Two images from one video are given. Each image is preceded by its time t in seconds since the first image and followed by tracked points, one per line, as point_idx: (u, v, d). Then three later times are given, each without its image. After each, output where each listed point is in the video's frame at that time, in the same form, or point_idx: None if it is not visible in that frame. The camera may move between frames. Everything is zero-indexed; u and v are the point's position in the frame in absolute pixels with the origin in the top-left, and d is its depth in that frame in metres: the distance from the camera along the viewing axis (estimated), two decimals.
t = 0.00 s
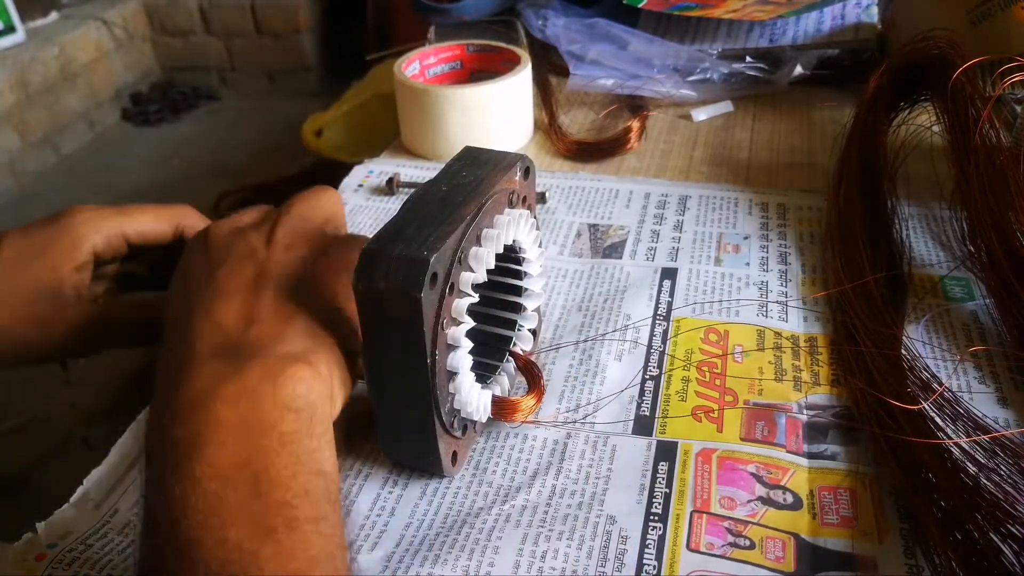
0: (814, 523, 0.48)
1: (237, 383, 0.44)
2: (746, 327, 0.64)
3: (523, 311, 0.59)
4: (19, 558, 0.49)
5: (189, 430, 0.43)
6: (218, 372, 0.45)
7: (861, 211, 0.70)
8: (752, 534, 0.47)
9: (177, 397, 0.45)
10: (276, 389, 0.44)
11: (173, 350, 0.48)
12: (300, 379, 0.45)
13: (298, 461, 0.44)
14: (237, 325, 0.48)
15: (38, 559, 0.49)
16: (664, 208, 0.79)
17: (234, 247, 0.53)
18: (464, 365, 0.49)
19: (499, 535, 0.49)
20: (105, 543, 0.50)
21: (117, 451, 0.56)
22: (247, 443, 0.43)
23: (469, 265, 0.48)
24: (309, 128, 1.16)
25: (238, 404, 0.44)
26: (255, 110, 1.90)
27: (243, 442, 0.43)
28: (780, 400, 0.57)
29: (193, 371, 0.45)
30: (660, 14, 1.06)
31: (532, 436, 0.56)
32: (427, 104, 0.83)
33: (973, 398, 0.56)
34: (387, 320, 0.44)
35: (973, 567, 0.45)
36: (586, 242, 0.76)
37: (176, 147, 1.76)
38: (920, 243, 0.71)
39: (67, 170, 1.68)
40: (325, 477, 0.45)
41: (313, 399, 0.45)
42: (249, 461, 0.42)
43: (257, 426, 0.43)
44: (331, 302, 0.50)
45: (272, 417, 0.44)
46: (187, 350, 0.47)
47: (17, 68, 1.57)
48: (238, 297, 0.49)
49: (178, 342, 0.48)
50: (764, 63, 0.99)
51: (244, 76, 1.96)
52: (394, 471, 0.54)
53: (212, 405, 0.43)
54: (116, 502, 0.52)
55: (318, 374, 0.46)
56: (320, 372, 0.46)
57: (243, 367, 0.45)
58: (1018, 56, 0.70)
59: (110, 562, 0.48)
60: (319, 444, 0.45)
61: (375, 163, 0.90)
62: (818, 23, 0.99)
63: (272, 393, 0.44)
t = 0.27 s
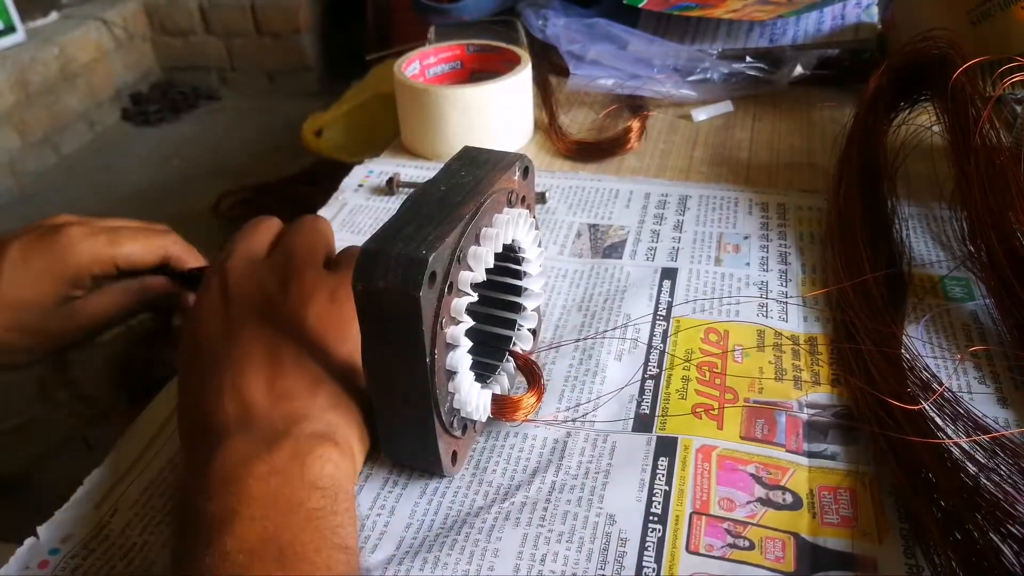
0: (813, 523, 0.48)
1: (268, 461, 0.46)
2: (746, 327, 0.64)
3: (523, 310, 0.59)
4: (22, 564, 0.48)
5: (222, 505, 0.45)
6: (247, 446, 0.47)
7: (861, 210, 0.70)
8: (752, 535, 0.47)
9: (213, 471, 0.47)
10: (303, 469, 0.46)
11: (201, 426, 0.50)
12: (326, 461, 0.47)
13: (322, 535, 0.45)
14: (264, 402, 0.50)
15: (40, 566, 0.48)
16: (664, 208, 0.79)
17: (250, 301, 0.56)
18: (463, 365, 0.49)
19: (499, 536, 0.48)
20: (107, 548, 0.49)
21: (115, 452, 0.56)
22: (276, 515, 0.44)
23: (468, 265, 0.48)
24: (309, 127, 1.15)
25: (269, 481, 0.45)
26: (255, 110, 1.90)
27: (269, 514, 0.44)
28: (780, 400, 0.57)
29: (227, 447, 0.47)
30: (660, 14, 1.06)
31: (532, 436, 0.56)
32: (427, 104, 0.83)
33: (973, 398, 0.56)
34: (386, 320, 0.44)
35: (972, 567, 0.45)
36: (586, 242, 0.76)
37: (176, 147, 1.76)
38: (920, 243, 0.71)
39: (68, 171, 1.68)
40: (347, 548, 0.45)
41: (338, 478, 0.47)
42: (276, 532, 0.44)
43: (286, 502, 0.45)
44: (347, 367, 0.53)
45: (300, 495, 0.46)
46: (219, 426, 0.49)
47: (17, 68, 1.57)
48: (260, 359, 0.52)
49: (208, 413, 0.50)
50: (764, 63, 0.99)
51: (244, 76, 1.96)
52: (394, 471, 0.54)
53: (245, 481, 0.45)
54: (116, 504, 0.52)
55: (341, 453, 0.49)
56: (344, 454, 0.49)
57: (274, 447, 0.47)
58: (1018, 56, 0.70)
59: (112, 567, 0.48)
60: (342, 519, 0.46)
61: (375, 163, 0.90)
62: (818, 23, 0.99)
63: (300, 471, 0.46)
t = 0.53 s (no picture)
0: (813, 523, 0.48)
1: (272, 475, 0.46)
2: (746, 327, 0.64)
3: (523, 310, 0.59)
4: (22, 565, 0.48)
5: (225, 518, 0.44)
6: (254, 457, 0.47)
7: (861, 210, 0.70)
8: (752, 535, 0.47)
9: (216, 483, 0.46)
10: (306, 484, 0.46)
11: (201, 437, 0.50)
12: (330, 475, 0.47)
13: (324, 551, 0.44)
14: (264, 410, 0.50)
15: (41, 568, 0.48)
16: (664, 208, 0.79)
17: (251, 307, 0.56)
18: (463, 365, 0.49)
19: (499, 536, 0.48)
20: (107, 549, 0.49)
21: (115, 451, 0.56)
22: (279, 529, 0.44)
23: (468, 265, 0.48)
24: (308, 127, 1.15)
25: (272, 495, 0.45)
26: (255, 110, 1.90)
27: (272, 527, 0.44)
28: (780, 400, 0.57)
29: (230, 457, 0.47)
30: (660, 14, 1.06)
31: (532, 436, 0.56)
32: (427, 104, 0.83)
33: (973, 398, 0.56)
34: (386, 320, 0.44)
35: (973, 567, 0.45)
36: (586, 242, 0.76)
37: (176, 147, 1.76)
38: (920, 243, 0.71)
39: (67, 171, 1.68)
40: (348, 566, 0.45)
41: (341, 492, 0.47)
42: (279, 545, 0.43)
43: (288, 516, 0.45)
44: (348, 374, 0.53)
45: (304, 509, 0.45)
46: (221, 437, 0.49)
47: (17, 68, 1.56)
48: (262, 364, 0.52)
49: (209, 420, 0.50)
50: (764, 63, 0.99)
51: (244, 76, 1.96)
52: (395, 471, 0.54)
53: (248, 494, 0.45)
54: (115, 504, 0.52)
55: (346, 472, 0.49)
56: (347, 468, 0.49)
57: (278, 461, 0.47)
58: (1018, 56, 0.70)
59: (112, 569, 0.48)
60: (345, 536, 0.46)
61: (375, 163, 0.90)
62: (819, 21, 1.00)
63: (304, 486, 0.46)
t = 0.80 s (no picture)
0: (813, 523, 0.48)
1: (274, 480, 0.46)
2: (746, 327, 0.64)
3: (523, 310, 0.59)
4: (22, 565, 0.48)
5: (227, 523, 0.44)
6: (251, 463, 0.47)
7: (861, 210, 0.70)
8: (752, 536, 0.47)
9: (218, 489, 0.46)
10: (307, 489, 0.47)
11: (201, 437, 0.50)
12: (330, 480, 0.48)
13: (326, 555, 0.44)
14: (264, 414, 0.50)
15: (40, 568, 0.48)
16: (664, 208, 0.79)
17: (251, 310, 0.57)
18: (463, 365, 0.49)
19: (499, 537, 0.48)
20: (107, 549, 0.49)
21: (116, 451, 0.56)
22: (282, 533, 0.44)
23: (468, 265, 0.48)
24: (308, 126, 1.15)
25: (275, 500, 0.46)
26: (255, 110, 1.90)
27: (275, 531, 0.44)
28: (780, 400, 0.57)
29: (231, 462, 0.47)
30: (660, 14, 1.06)
31: (532, 436, 0.56)
32: (427, 104, 0.83)
33: (973, 398, 0.56)
34: (387, 319, 0.44)
35: (973, 567, 0.45)
36: (586, 242, 0.76)
37: (176, 147, 1.76)
38: (920, 243, 0.71)
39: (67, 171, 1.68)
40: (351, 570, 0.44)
41: (343, 497, 0.47)
42: (282, 550, 0.43)
43: (290, 522, 0.45)
44: (349, 377, 0.53)
45: (305, 514, 0.45)
46: (222, 441, 0.49)
47: (17, 68, 1.56)
48: (261, 366, 0.52)
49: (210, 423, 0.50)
50: (764, 63, 0.99)
51: (244, 76, 1.96)
52: (395, 471, 0.54)
53: (250, 499, 0.45)
54: (115, 503, 0.52)
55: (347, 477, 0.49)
56: (348, 473, 0.49)
57: (281, 466, 0.47)
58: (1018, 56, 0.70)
59: (111, 569, 0.48)
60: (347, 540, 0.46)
61: (375, 163, 0.90)
62: (819, 21, 1.00)
63: (306, 491, 0.46)
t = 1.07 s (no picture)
0: (813, 523, 0.48)
1: (271, 484, 0.46)
2: (746, 327, 0.64)
3: (523, 310, 0.59)
4: (23, 566, 0.48)
5: (224, 528, 0.44)
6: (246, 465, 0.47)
7: (861, 210, 0.70)
8: (752, 536, 0.47)
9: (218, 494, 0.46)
10: (304, 493, 0.46)
11: (201, 437, 0.50)
12: (327, 484, 0.47)
13: (324, 559, 0.44)
14: (262, 415, 0.50)
15: (41, 569, 0.48)
16: (664, 208, 0.79)
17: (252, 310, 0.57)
18: (463, 365, 0.49)
19: (499, 537, 0.48)
20: (107, 550, 0.49)
21: (116, 451, 0.56)
22: (278, 538, 0.44)
23: (469, 265, 0.48)
24: (309, 126, 1.15)
25: (271, 504, 0.45)
26: (254, 110, 1.90)
27: (272, 537, 0.44)
28: (780, 400, 0.57)
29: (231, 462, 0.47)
30: (660, 14, 1.06)
31: (532, 436, 0.56)
32: (427, 104, 0.83)
33: (973, 398, 0.56)
34: (388, 320, 0.44)
35: (973, 567, 0.45)
36: (586, 242, 0.76)
37: (176, 147, 1.76)
38: (920, 243, 0.71)
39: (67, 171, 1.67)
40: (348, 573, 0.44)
41: (339, 501, 0.47)
42: (279, 554, 0.43)
43: (287, 525, 0.45)
44: (349, 378, 0.53)
45: (302, 518, 0.45)
46: (222, 441, 0.49)
47: (17, 68, 1.56)
48: (260, 365, 0.52)
49: (210, 424, 0.50)
50: (764, 63, 0.99)
51: (244, 76, 1.96)
52: (395, 471, 0.54)
53: (247, 504, 0.45)
54: (115, 503, 0.52)
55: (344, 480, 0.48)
56: (344, 477, 0.49)
57: (277, 470, 0.47)
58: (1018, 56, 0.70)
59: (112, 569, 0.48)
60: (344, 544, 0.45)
61: (375, 163, 0.90)
62: (819, 21, 1.00)
63: (302, 495, 0.46)
